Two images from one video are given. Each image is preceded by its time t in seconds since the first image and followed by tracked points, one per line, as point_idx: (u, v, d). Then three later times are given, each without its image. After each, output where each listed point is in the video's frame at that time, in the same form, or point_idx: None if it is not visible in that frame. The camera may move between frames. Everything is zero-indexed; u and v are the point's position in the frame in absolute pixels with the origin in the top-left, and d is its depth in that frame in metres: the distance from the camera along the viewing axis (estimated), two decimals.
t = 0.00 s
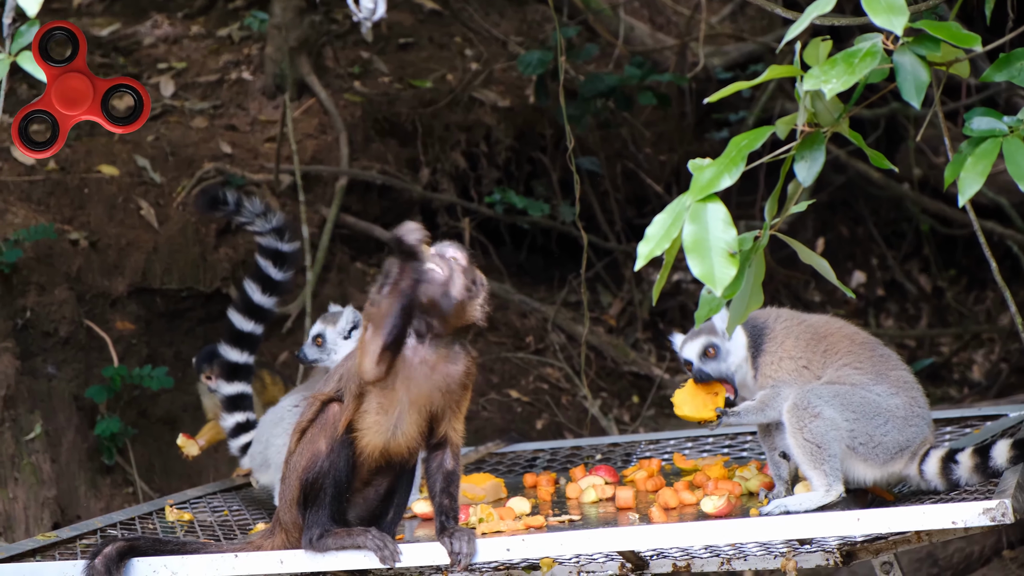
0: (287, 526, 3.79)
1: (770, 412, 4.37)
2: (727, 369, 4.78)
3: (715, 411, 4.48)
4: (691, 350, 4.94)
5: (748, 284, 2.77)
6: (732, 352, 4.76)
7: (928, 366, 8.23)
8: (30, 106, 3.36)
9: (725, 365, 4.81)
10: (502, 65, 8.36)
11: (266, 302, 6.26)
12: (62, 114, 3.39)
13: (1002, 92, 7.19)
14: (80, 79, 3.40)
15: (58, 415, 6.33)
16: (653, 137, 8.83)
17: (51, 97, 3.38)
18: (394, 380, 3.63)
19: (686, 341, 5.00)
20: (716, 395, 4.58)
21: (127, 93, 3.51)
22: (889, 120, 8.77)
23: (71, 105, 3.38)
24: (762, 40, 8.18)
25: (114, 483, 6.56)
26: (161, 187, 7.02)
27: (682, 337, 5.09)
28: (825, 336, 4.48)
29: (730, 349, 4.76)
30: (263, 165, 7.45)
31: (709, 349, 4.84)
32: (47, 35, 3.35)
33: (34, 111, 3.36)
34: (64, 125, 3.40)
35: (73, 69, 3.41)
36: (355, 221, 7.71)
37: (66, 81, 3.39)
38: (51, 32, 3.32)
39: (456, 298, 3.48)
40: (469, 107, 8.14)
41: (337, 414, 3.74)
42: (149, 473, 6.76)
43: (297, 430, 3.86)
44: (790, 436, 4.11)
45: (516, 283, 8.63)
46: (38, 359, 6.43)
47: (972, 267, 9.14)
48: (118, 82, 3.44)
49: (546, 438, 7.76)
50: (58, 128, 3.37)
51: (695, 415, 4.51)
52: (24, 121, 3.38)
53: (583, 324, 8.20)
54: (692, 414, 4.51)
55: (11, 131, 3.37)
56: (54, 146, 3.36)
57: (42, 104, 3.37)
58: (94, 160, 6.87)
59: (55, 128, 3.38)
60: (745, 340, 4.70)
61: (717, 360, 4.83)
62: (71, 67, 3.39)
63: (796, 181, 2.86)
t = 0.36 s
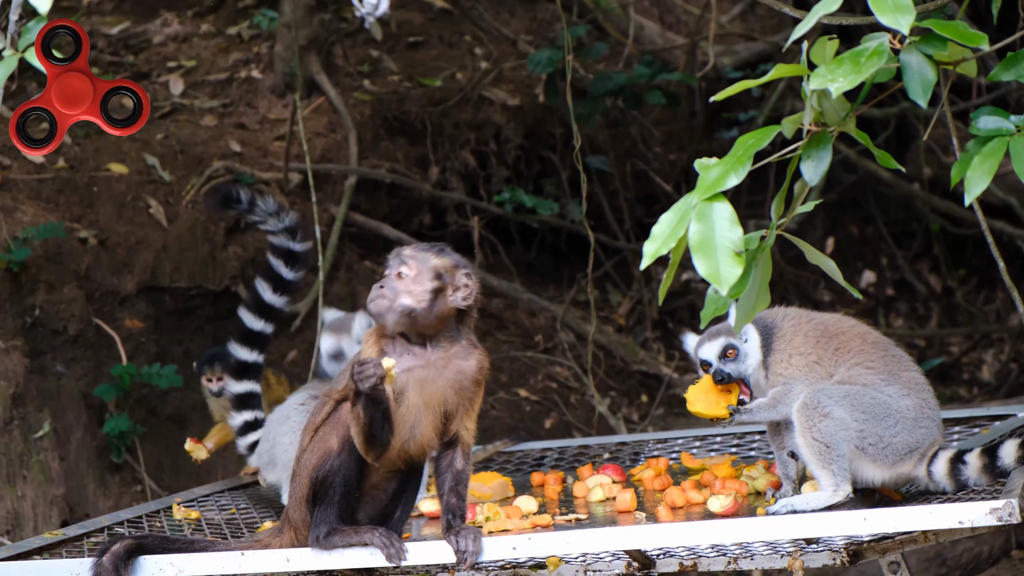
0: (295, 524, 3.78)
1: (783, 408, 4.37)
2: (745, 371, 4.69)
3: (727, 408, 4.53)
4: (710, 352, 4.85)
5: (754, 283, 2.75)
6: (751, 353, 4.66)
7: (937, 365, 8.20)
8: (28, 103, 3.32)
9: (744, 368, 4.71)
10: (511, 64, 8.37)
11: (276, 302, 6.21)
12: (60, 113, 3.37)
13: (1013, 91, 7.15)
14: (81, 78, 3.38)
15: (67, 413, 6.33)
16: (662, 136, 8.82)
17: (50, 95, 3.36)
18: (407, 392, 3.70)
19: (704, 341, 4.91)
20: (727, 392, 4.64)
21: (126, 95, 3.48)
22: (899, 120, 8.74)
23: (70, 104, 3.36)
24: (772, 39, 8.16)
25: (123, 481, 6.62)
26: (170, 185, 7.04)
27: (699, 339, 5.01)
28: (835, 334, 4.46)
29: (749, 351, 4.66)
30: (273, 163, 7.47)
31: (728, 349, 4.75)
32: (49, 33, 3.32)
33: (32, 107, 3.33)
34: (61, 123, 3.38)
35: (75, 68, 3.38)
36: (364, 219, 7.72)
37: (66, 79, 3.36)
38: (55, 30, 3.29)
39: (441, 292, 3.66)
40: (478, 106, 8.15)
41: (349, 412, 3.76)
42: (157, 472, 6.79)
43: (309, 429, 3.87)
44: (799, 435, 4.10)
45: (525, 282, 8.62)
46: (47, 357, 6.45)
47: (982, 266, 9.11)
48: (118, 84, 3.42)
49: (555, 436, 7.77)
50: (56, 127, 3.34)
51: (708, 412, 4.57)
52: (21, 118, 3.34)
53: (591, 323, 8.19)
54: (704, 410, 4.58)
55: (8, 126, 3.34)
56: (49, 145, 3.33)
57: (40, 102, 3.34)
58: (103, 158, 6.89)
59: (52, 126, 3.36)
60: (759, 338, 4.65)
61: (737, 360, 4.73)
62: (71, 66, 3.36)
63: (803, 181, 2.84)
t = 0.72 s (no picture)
0: (302, 518, 3.78)
1: (789, 403, 4.35)
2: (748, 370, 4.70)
3: (732, 410, 4.51)
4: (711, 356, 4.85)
5: (761, 278, 2.74)
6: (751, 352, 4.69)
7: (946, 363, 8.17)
8: (28, 98, 3.28)
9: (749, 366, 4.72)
10: (521, 59, 8.35)
11: (284, 299, 6.22)
12: (59, 111, 3.33)
13: None
14: (81, 78, 3.35)
15: (75, 406, 6.39)
16: (672, 132, 8.80)
17: (50, 93, 3.33)
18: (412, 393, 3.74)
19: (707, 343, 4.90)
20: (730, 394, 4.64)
21: (126, 97, 3.46)
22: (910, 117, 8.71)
23: (69, 103, 3.32)
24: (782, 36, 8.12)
25: (130, 474, 6.62)
26: (179, 178, 7.05)
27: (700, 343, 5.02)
28: (838, 330, 4.46)
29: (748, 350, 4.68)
30: (281, 157, 7.47)
31: (730, 350, 4.74)
32: (53, 32, 3.32)
33: (30, 104, 3.29)
34: (59, 121, 3.34)
35: (76, 67, 3.35)
36: (373, 214, 7.72)
37: (67, 78, 3.33)
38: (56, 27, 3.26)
39: (451, 295, 3.73)
40: (488, 101, 8.15)
41: (355, 407, 3.77)
42: (165, 465, 6.80)
43: (316, 423, 3.88)
44: (805, 432, 4.09)
45: (534, 277, 8.61)
46: (55, 349, 6.52)
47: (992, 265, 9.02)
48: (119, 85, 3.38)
49: (562, 432, 7.78)
50: (54, 125, 3.30)
51: (715, 417, 4.54)
52: (19, 114, 3.29)
53: (600, 318, 8.17)
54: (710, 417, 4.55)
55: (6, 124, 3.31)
56: (47, 142, 3.29)
57: (39, 99, 3.31)
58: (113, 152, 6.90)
59: (50, 124, 3.32)
60: (759, 335, 4.66)
61: (740, 360, 4.73)
62: (73, 65, 3.34)
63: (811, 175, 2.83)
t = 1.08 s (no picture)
0: (310, 511, 3.79)
1: (801, 400, 4.34)
2: (757, 358, 4.75)
3: (743, 403, 4.45)
4: (721, 347, 4.92)
5: (771, 272, 2.73)
6: (761, 340, 4.75)
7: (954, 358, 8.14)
8: (28, 96, 3.28)
9: (757, 355, 4.77)
10: (530, 52, 8.34)
11: (302, 290, 6.30)
12: (57, 109, 3.33)
13: None
14: (82, 77, 3.35)
15: (83, 398, 6.40)
16: (681, 126, 8.78)
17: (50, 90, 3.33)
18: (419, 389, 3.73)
19: (715, 339, 4.97)
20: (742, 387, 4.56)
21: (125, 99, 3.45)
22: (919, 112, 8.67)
23: (68, 103, 3.32)
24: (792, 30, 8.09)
25: (138, 467, 6.64)
26: (188, 171, 7.06)
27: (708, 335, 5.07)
28: (850, 325, 4.44)
29: (758, 338, 4.74)
30: (290, 150, 7.48)
31: (739, 342, 4.80)
32: (57, 29, 3.28)
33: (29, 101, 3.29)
34: (57, 119, 3.35)
35: (77, 66, 3.34)
36: (381, 206, 7.72)
37: (67, 78, 3.33)
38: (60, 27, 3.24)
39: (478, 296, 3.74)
40: (496, 94, 8.14)
41: (363, 400, 3.79)
42: (173, 457, 6.81)
43: (324, 416, 3.88)
44: (815, 426, 4.08)
45: (542, 271, 8.61)
46: (64, 342, 6.53)
47: (1000, 260, 9.01)
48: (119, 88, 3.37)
49: (570, 426, 7.78)
50: (52, 124, 3.31)
51: (727, 411, 4.48)
52: (18, 110, 3.30)
53: (608, 312, 8.17)
54: (722, 410, 4.47)
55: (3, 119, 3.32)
56: (44, 141, 3.30)
57: (38, 96, 3.31)
58: (122, 144, 6.92)
59: (48, 122, 3.33)
60: (769, 328, 4.70)
61: (749, 351, 4.78)
62: (73, 64, 3.32)
63: (821, 169, 2.81)
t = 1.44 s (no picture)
0: (314, 502, 3.79)
1: (807, 395, 4.32)
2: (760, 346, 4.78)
3: (750, 400, 4.46)
4: (727, 332, 4.96)
5: (777, 264, 2.73)
6: (765, 327, 4.75)
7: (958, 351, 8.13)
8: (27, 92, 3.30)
9: (760, 343, 4.80)
10: (534, 44, 8.32)
11: (303, 283, 6.30)
12: (56, 108, 3.35)
13: None
14: (82, 77, 3.38)
15: (87, 390, 6.40)
16: (685, 119, 8.76)
17: (50, 89, 3.35)
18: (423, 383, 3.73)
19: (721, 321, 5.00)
20: (751, 384, 4.52)
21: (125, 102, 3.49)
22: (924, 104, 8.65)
23: (68, 102, 3.35)
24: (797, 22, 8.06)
25: (142, 458, 6.68)
26: (192, 162, 7.06)
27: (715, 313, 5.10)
28: (858, 318, 4.43)
29: (763, 326, 4.75)
30: (295, 142, 7.47)
31: (744, 331, 4.84)
32: (61, 28, 3.31)
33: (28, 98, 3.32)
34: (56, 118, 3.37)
35: (79, 67, 3.39)
36: (385, 198, 7.72)
37: (68, 77, 3.36)
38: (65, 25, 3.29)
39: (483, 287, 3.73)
40: (501, 86, 8.12)
41: (368, 391, 3.79)
42: (177, 449, 6.84)
43: (328, 408, 3.88)
44: (820, 418, 4.07)
45: (547, 263, 8.60)
46: (67, 333, 6.57)
47: (1005, 252, 9.00)
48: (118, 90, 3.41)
49: (574, 418, 7.78)
50: (50, 121, 3.32)
51: (732, 406, 4.48)
52: (16, 106, 3.32)
53: (612, 304, 8.16)
54: (728, 404, 4.48)
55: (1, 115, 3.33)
56: (41, 137, 3.31)
57: (38, 94, 3.33)
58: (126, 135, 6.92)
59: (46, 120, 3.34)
60: (776, 318, 4.69)
61: (752, 339, 4.82)
62: (76, 64, 3.37)
63: (827, 162, 2.81)
